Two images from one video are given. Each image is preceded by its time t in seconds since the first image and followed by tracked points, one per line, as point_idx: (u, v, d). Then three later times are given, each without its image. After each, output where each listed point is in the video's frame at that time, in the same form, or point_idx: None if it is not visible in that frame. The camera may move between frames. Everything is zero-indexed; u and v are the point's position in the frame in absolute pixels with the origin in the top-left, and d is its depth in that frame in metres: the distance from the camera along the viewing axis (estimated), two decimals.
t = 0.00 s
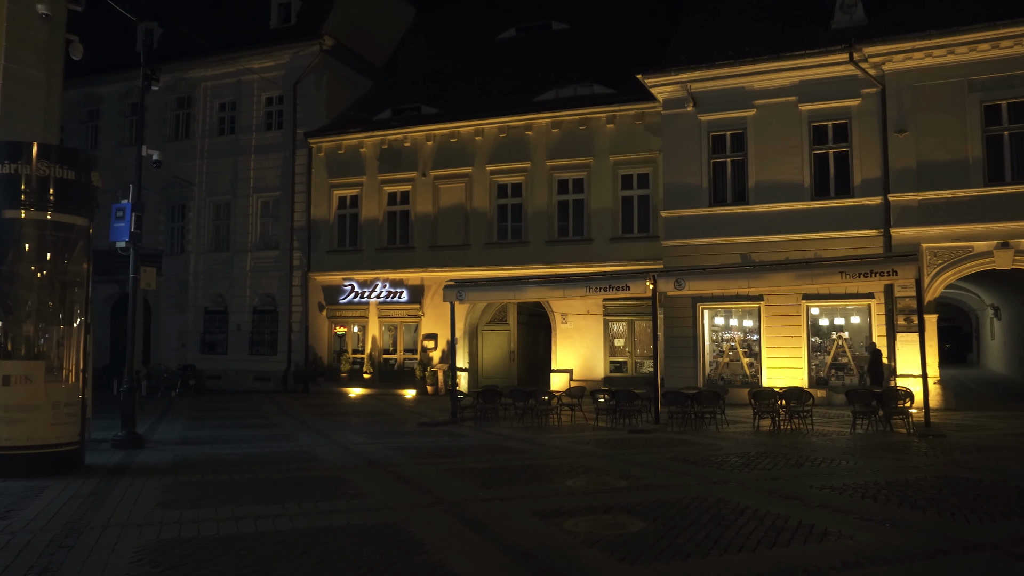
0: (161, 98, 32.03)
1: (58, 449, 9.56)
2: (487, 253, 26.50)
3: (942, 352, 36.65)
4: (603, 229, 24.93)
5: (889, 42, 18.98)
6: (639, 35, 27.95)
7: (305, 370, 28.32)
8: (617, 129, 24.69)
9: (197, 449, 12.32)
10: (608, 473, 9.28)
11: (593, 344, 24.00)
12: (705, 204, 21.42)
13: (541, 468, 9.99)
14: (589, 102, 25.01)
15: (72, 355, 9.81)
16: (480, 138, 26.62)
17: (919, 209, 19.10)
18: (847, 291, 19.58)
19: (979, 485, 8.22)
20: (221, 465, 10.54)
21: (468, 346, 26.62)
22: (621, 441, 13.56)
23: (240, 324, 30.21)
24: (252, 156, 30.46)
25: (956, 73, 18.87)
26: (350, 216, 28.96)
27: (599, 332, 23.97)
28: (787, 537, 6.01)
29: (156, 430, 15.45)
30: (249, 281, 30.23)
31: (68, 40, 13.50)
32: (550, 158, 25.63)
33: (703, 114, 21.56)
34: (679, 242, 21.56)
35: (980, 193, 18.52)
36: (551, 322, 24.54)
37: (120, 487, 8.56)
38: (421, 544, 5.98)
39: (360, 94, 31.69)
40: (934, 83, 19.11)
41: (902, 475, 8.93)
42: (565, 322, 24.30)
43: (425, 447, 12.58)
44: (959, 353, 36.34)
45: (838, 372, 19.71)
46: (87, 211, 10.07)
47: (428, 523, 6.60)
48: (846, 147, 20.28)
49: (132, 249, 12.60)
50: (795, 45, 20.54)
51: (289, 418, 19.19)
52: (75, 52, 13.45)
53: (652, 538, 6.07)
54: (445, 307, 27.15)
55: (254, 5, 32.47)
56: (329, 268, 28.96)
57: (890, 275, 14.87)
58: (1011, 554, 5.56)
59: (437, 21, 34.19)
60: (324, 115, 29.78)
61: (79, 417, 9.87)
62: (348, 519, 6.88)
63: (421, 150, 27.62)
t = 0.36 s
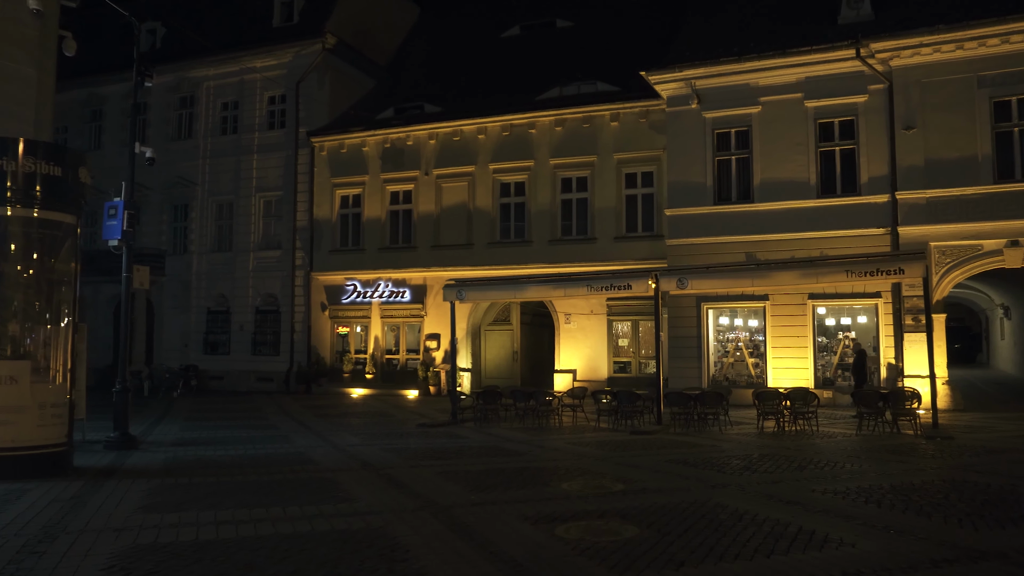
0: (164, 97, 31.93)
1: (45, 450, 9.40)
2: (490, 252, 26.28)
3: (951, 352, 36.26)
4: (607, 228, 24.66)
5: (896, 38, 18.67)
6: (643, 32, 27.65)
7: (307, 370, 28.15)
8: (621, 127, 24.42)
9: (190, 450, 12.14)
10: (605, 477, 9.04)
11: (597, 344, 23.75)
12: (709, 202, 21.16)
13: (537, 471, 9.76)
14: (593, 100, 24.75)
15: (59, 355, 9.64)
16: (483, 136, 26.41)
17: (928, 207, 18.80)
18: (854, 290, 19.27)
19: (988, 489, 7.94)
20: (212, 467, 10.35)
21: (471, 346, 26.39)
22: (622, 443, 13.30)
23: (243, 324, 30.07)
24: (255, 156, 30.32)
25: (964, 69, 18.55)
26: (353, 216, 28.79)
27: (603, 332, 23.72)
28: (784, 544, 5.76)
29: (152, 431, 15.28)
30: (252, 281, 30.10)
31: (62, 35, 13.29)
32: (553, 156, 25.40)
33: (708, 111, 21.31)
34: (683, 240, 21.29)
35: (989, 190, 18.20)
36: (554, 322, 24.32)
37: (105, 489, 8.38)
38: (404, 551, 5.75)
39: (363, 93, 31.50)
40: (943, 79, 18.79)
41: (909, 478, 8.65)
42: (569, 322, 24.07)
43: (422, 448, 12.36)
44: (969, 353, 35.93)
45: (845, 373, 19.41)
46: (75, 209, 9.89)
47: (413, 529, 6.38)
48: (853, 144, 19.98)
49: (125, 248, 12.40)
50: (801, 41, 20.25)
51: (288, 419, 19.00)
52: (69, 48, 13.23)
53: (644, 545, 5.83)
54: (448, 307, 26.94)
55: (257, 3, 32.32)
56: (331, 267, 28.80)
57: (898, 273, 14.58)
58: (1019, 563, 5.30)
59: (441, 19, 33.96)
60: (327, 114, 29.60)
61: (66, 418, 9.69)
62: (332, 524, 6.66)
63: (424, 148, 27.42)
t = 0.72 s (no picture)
0: (167, 96, 31.82)
1: (32, 453, 9.25)
2: (493, 251, 26.07)
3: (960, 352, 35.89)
4: (611, 226, 24.41)
5: (903, 33, 18.37)
6: (648, 29, 27.35)
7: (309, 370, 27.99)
8: (625, 125, 24.15)
9: (183, 452, 11.96)
10: (602, 481, 8.80)
11: (601, 344, 23.51)
12: (714, 200, 20.89)
13: (534, 474, 9.54)
14: (597, 98, 24.48)
15: (45, 355, 9.48)
16: (486, 134, 26.19)
17: (936, 205, 18.49)
18: (860, 289, 18.97)
19: (997, 495, 7.67)
20: (203, 469, 10.16)
21: (474, 346, 26.17)
22: (624, 445, 13.07)
23: (245, 324, 29.94)
24: (257, 155, 30.17)
25: (974, 64, 18.23)
26: (355, 215, 28.61)
27: (606, 332, 23.48)
28: (784, 554, 5.51)
29: (148, 432, 15.13)
30: (255, 280, 29.97)
31: (55, 32, 13.08)
32: (556, 155, 25.17)
33: (712, 108, 21.04)
34: (687, 239, 21.04)
35: (999, 188, 17.87)
36: (558, 322, 24.11)
37: (89, 493, 8.21)
38: (387, 560, 5.54)
39: (366, 91, 31.31)
40: (951, 74, 18.49)
41: (916, 483, 8.39)
42: (572, 322, 23.85)
43: (418, 451, 12.15)
44: (979, 353, 35.56)
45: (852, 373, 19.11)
46: (62, 206, 9.72)
47: (399, 536, 6.16)
48: (860, 141, 19.68)
49: (117, 247, 12.23)
50: (807, 37, 19.95)
51: (288, 420, 18.84)
52: (62, 45, 13.01)
53: (637, 554, 5.59)
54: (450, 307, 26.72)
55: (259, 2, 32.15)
56: (333, 267, 28.63)
57: (905, 272, 14.29)
58: None
59: (444, 17, 33.71)
60: (330, 112, 29.43)
61: (53, 420, 9.52)
62: (317, 530, 6.47)
63: (427, 147, 27.21)
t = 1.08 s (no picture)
0: (171, 95, 31.76)
1: (18, 454, 9.10)
2: (497, 251, 25.85)
3: (971, 352, 35.49)
4: (615, 225, 24.16)
5: (911, 28, 18.08)
6: (654, 26, 27.07)
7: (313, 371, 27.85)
8: (629, 122, 23.90)
9: (177, 453, 11.81)
10: (598, 484, 8.58)
11: (605, 344, 23.26)
12: (719, 198, 20.64)
13: (530, 476, 9.31)
14: (601, 95, 24.24)
15: (33, 354, 9.34)
16: (489, 133, 25.99)
17: (944, 202, 18.18)
18: (868, 288, 18.67)
19: (1006, 499, 7.41)
20: (193, 471, 10.00)
21: (477, 346, 25.96)
22: (625, 446, 12.84)
23: (249, 324, 29.84)
24: (261, 154, 30.06)
25: (983, 59, 17.92)
26: (359, 214, 28.44)
27: (611, 331, 23.24)
28: (779, 562, 5.28)
29: (145, 433, 15.01)
30: (258, 280, 29.85)
31: (49, 27, 12.96)
32: (560, 153, 24.94)
33: (717, 105, 20.79)
34: (692, 238, 20.79)
35: (1009, 185, 17.55)
36: (562, 321, 23.90)
37: (73, 495, 8.05)
38: (366, 567, 5.34)
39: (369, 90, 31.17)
40: (960, 70, 18.18)
41: (921, 486, 8.13)
42: (576, 321, 23.61)
43: (415, 452, 11.95)
44: (990, 353, 35.13)
45: (859, 374, 18.83)
46: (50, 204, 9.57)
47: (381, 541, 5.97)
48: (867, 138, 19.39)
49: (110, 245, 12.12)
50: (813, 32, 19.67)
51: (289, 420, 18.69)
52: (55, 41, 12.90)
53: (626, 561, 5.38)
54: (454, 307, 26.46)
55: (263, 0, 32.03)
56: (337, 267, 28.48)
57: (911, 270, 14.00)
58: None
59: (449, 15, 33.52)
60: (333, 111, 29.29)
61: (40, 420, 9.38)
62: (298, 534, 6.28)
63: (430, 145, 27.02)
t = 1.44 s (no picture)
0: (177, 95, 31.72)
1: (7, 457, 8.96)
2: (502, 250, 25.63)
3: (984, 352, 35.03)
4: (622, 224, 23.90)
5: (921, 22, 17.75)
6: (661, 22, 26.75)
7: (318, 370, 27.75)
8: (636, 120, 23.63)
9: (172, 455, 11.67)
10: (596, 489, 8.36)
11: (612, 344, 23.02)
12: (726, 196, 20.37)
13: (527, 481, 9.09)
14: (607, 93, 23.98)
15: (22, 355, 9.20)
16: (495, 131, 25.78)
17: (956, 199, 17.85)
18: (878, 286, 18.36)
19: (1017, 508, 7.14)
20: (186, 473, 9.85)
21: (483, 346, 25.75)
22: (629, 448, 12.61)
23: (255, 324, 29.75)
24: (267, 153, 29.96)
25: (995, 53, 17.57)
26: (364, 213, 28.30)
27: (618, 331, 22.98)
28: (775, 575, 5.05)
29: (144, 434, 14.90)
30: (264, 280, 29.75)
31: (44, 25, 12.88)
32: (566, 151, 24.70)
33: (725, 102, 20.51)
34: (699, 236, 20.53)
35: (1022, 182, 17.19)
36: (568, 321, 23.68)
37: (58, 498, 7.90)
38: None
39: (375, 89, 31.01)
40: (971, 64, 17.83)
41: (929, 492, 7.87)
42: (583, 321, 23.39)
43: (413, 454, 11.76)
44: (1004, 353, 34.66)
45: (869, 374, 18.50)
46: (40, 202, 9.43)
47: (365, 548, 5.78)
48: (877, 134, 19.08)
49: (106, 245, 12.00)
50: (822, 27, 19.36)
51: (291, 421, 18.56)
52: (50, 39, 12.81)
53: (616, 572, 5.15)
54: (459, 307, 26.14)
55: None
56: (342, 266, 28.35)
57: (921, 269, 13.68)
58: None
59: (455, 13, 33.30)
60: (338, 110, 29.16)
61: (30, 422, 9.25)
62: (281, 540, 6.10)
63: (436, 144, 26.83)
